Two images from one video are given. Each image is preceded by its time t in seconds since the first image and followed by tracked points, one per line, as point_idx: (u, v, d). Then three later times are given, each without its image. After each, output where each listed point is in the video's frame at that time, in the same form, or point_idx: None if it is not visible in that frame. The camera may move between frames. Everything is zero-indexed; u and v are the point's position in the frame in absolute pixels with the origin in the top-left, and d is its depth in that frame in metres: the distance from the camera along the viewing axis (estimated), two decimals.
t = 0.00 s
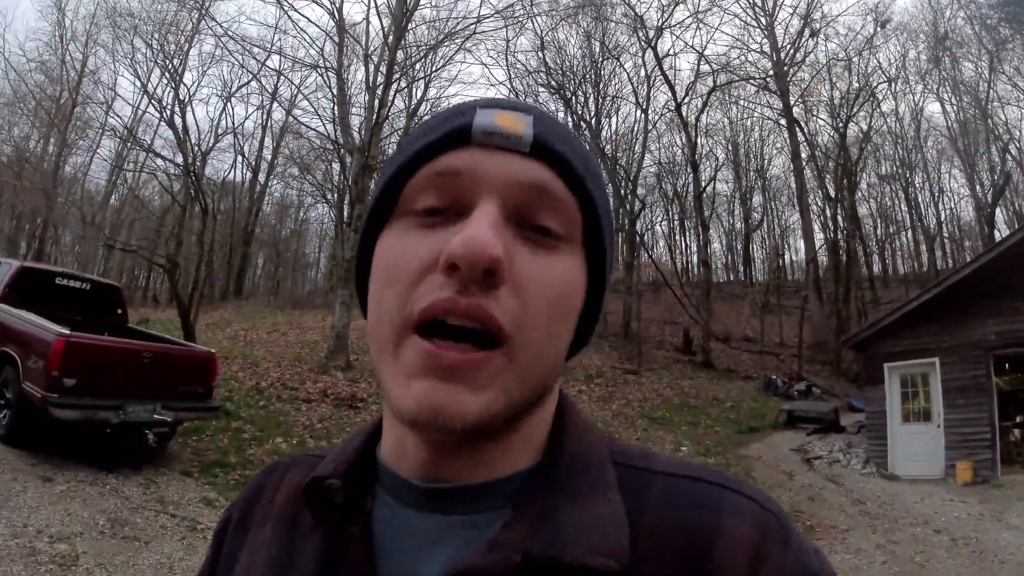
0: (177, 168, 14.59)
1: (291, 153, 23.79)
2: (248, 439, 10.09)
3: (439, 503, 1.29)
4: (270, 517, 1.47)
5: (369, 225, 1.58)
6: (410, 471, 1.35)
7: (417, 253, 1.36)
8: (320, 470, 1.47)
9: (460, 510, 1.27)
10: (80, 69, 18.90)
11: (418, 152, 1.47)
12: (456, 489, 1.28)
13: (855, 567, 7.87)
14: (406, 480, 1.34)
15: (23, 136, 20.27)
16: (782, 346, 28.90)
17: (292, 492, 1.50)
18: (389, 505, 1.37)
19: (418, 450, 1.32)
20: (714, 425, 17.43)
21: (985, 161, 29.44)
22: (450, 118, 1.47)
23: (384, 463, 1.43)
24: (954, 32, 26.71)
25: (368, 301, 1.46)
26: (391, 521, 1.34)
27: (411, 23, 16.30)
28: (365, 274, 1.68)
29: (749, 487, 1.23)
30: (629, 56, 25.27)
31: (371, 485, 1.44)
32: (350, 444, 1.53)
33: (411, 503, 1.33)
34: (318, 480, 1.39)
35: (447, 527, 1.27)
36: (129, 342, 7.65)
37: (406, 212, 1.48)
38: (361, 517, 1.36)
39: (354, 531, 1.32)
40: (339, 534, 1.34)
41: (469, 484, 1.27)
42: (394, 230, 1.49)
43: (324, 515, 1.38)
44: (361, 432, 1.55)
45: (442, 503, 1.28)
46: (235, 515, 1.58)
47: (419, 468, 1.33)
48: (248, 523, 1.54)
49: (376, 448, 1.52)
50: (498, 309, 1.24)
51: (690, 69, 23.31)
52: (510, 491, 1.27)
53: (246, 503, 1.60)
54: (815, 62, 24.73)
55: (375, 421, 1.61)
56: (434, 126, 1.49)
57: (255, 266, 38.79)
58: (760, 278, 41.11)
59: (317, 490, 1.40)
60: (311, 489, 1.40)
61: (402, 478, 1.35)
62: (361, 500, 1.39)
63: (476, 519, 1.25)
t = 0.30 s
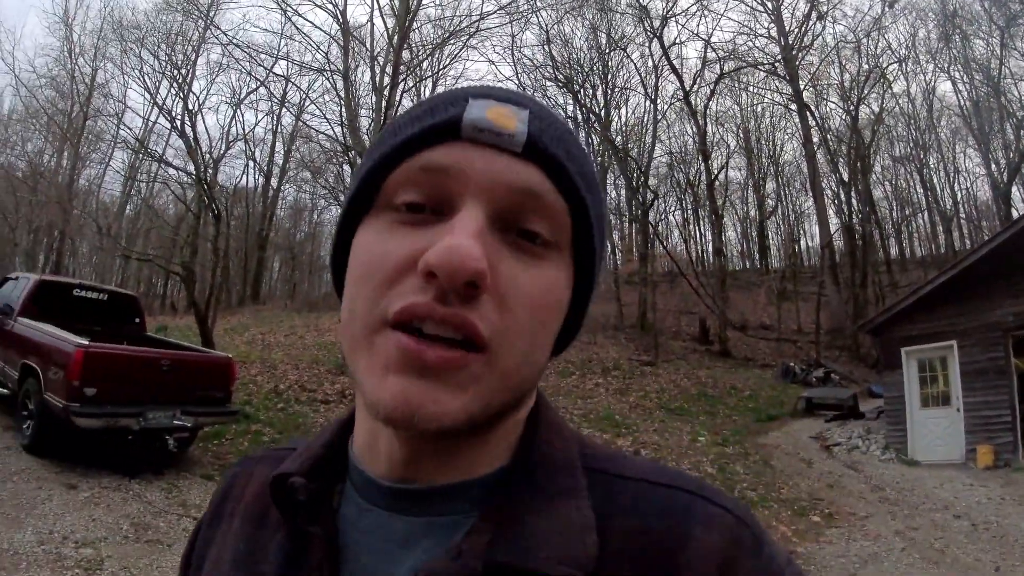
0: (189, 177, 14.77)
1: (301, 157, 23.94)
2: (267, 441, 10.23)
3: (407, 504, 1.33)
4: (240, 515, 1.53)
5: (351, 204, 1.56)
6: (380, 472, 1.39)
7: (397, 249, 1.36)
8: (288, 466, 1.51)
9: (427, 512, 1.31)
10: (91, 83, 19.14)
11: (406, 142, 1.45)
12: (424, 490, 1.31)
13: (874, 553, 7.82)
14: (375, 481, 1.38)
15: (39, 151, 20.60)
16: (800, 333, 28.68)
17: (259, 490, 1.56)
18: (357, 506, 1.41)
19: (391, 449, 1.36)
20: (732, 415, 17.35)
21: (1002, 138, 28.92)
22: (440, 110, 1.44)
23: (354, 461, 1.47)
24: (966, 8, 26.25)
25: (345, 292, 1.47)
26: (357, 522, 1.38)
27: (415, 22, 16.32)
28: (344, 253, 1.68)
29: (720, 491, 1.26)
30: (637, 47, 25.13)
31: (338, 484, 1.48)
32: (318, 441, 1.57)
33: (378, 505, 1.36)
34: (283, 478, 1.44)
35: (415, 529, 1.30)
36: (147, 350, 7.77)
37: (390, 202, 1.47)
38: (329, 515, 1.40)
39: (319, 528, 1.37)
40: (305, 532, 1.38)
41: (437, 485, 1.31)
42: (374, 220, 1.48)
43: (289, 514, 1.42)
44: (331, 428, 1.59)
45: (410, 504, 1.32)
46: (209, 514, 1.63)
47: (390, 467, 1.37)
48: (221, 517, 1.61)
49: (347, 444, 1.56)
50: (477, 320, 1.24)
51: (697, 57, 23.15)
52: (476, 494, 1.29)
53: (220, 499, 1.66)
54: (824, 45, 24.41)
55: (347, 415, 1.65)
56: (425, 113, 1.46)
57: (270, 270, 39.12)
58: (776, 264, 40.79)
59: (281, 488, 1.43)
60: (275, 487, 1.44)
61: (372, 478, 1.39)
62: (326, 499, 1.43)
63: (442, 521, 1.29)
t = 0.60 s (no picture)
0: (193, 179, 14.85)
1: (304, 157, 24.03)
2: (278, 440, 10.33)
3: (425, 488, 1.36)
4: (265, 501, 1.59)
5: (370, 187, 1.61)
6: (400, 457, 1.42)
7: (412, 235, 1.39)
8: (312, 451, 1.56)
9: (443, 496, 1.34)
10: (93, 89, 19.26)
11: (422, 127, 1.49)
12: (441, 475, 1.35)
13: (883, 539, 7.85)
14: (395, 466, 1.41)
15: (44, 158, 20.75)
16: (806, 321, 28.63)
17: (284, 478, 1.61)
18: (376, 492, 1.45)
19: (407, 436, 1.39)
20: (740, 404, 17.37)
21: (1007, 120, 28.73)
22: (455, 97, 1.47)
23: (374, 448, 1.51)
24: None
25: (363, 275, 1.51)
26: (376, 506, 1.42)
27: (414, 20, 16.32)
28: (361, 238, 1.72)
29: (735, 481, 1.28)
30: (637, 38, 25.08)
31: (359, 471, 1.53)
32: (341, 428, 1.62)
33: (398, 490, 1.41)
34: (306, 463, 1.49)
35: (434, 516, 1.34)
36: (158, 353, 7.87)
37: (405, 187, 1.51)
38: (352, 501, 1.45)
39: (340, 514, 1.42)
40: (325, 515, 1.43)
41: (454, 471, 1.34)
42: (391, 206, 1.53)
43: (312, 498, 1.48)
44: (352, 416, 1.63)
45: (427, 490, 1.36)
46: (239, 498, 1.70)
47: (409, 452, 1.40)
48: (249, 500, 1.66)
49: (367, 433, 1.61)
50: (488, 305, 1.26)
51: (698, 47, 23.03)
52: (491, 483, 1.33)
53: (248, 484, 1.71)
54: (825, 31, 24.27)
55: (368, 402, 1.71)
56: (440, 99, 1.49)
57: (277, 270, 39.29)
58: (782, 252, 40.67)
59: (304, 473, 1.49)
60: (300, 472, 1.49)
61: (391, 462, 1.42)
62: (348, 484, 1.47)
63: (458, 505, 1.33)
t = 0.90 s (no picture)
0: (186, 177, 14.78)
1: (298, 154, 23.95)
2: (272, 439, 10.31)
3: (437, 495, 1.37)
4: (282, 506, 1.60)
5: (371, 199, 1.60)
6: (411, 464, 1.43)
7: (420, 250, 1.39)
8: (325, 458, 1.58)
9: (455, 502, 1.36)
10: (84, 85, 19.13)
11: (422, 138, 1.48)
12: (452, 482, 1.36)
13: (875, 537, 7.91)
14: (407, 474, 1.43)
15: (35, 155, 20.61)
16: (799, 320, 28.77)
17: (299, 484, 1.62)
18: (388, 498, 1.47)
19: (420, 445, 1.40)
20: (733, 402, 17.45)
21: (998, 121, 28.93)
22: (455, 105, 1.47)
23: (386, 456, 1.52)
24: None
25: (370, 288, 1.51)
26: (389, 513, 1.44)
27: (409, 18, 16.27)
28: (363, 250, 1.72)
29: (746, 481, 1.29)
30: (631, 36, 25.12)
31: (372, 477, 1.54)
32: (354, 435, 1.64)
33: (410, 497, 1.42)
34: (319, 470, 1.51)
35: (445, 521, 1.35)
36: (151, 352, 7.85)
37: (409, 199, 1.51)
38: (366, 508, 1.46)
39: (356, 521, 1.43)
40: (337, 523, 1.44)
41: (467, 477, 1.35)
42: (394, 220, 1.53)
43: (326, 504, 1.49)
44: (364, 423, 1.65)
45: (440, 494, 1.37)
46: (254, 502, 1.71)
47: (422, 460, 1.40)
48: (266, 503, 1.68)
49: (379, 441, 1.62)
50: (501, 318, 1.27)
51: (692, 47, 23.05)
52: (502, 488, 1.34)
53: (263, 490, 1.72)
54: (818, 31, 24.36)
55: (382, 410, 1.72)
56: (437, 108, 1.49)
57: (269, 268, 39.16)
58: (774, 251, 40.83)
59: (317, 480, 1.51)
60: (314, 480, 1.51)
61: (403, 470, 1.43)
62: (360, 490, 1.48)
63: (469, 511, 1.34)
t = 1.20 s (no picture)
0: (182, 172, 14.71)
1: (294, 150, 23.87)
2: (269, 436, 10.30)
3: (470, 497, 1.37)
4: (324, 489, 1.55)
5: (361, 239, 1.62)
6: (441, 467, 1.42)
7: (412, 278, 1.40)
8: (361, 460, 1.55)
9: (491, 503, 1.35)
10: (79, 80, 18.99)
11: (392, 170, 1.49)
12: (491, 487, 1.35)
13: (870, 535, 7.94)
14: (439, 479, 1.41)
15: (29, 150, 20.48)
16: (794, 317, 28.85)
17: (347, 466, 1.55)
18: (427, 501, 1.45)
19: (450, 456, 1.39)
20: (728, 399, 17.50)
21: (994, 120, 29.02)
22: (420, 129, 1.46)
23: (419, 461, 1.50)
24: None
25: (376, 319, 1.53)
26: (430, 516, 1.43)
27: (406, 14, 16.21)
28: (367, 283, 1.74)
29: (775, 483, 1.30)
30: (628, 33, 25.07)
31: (411, 481, 1.50)
32: (395, 437, 1.60)
33: (449, 499, 1.40)
34: (363, 474, 1.46)
35: (486, 524, 1.35)
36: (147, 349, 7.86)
37: (395, 228, 1.52)
38: (407, 509, 1.44)
39: (399, 522, 1.40)
40: (374, 523, 1.41)
41: (501, 481, 1.34)
42: (387, 248, 1.54)
43: (366, 504, 1.45)
44: (400, 428, 1.61)
45: (476, 496, 1.36)
46: (292, 466, 1.67)
47: (450, 468, 1.40)
48: (304, 484, 1.61)
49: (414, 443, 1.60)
50: (494, 332, 1.27)
51: (690, 44, 22.98)
52: (539, 491, 1.34)
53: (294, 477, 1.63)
54: (815, 29, 24.37)
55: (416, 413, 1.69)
56: (400, 139, 1.49)
57: (264, 263, 39.01)
58: (770, 248, 40.91)
59: (359, 482, 1.46)
60: (355, 483, 1.47)
61: (435, 474, 1.42)
62: (403, 493, 1.46)
63: (507, 515, 1.34)
